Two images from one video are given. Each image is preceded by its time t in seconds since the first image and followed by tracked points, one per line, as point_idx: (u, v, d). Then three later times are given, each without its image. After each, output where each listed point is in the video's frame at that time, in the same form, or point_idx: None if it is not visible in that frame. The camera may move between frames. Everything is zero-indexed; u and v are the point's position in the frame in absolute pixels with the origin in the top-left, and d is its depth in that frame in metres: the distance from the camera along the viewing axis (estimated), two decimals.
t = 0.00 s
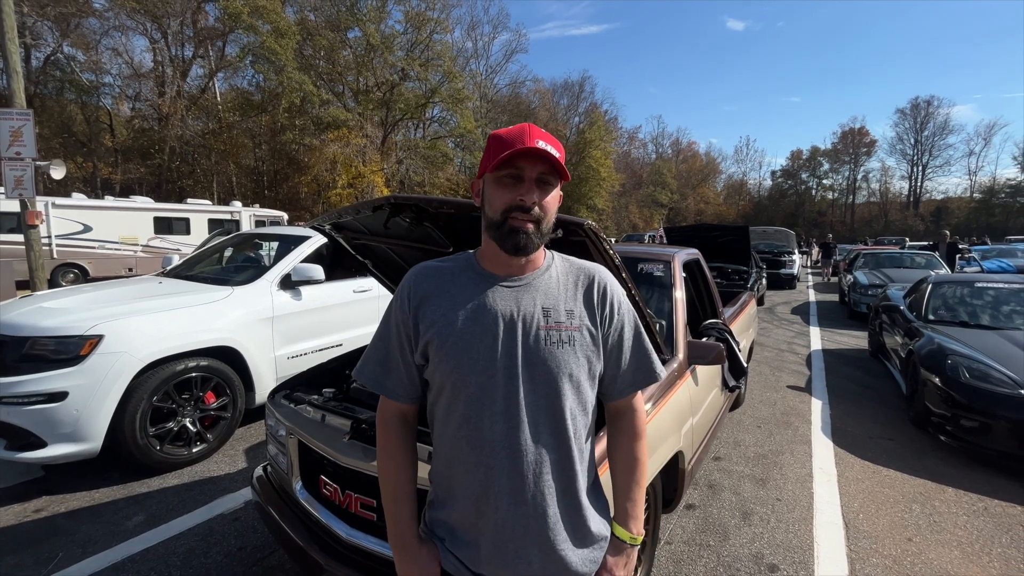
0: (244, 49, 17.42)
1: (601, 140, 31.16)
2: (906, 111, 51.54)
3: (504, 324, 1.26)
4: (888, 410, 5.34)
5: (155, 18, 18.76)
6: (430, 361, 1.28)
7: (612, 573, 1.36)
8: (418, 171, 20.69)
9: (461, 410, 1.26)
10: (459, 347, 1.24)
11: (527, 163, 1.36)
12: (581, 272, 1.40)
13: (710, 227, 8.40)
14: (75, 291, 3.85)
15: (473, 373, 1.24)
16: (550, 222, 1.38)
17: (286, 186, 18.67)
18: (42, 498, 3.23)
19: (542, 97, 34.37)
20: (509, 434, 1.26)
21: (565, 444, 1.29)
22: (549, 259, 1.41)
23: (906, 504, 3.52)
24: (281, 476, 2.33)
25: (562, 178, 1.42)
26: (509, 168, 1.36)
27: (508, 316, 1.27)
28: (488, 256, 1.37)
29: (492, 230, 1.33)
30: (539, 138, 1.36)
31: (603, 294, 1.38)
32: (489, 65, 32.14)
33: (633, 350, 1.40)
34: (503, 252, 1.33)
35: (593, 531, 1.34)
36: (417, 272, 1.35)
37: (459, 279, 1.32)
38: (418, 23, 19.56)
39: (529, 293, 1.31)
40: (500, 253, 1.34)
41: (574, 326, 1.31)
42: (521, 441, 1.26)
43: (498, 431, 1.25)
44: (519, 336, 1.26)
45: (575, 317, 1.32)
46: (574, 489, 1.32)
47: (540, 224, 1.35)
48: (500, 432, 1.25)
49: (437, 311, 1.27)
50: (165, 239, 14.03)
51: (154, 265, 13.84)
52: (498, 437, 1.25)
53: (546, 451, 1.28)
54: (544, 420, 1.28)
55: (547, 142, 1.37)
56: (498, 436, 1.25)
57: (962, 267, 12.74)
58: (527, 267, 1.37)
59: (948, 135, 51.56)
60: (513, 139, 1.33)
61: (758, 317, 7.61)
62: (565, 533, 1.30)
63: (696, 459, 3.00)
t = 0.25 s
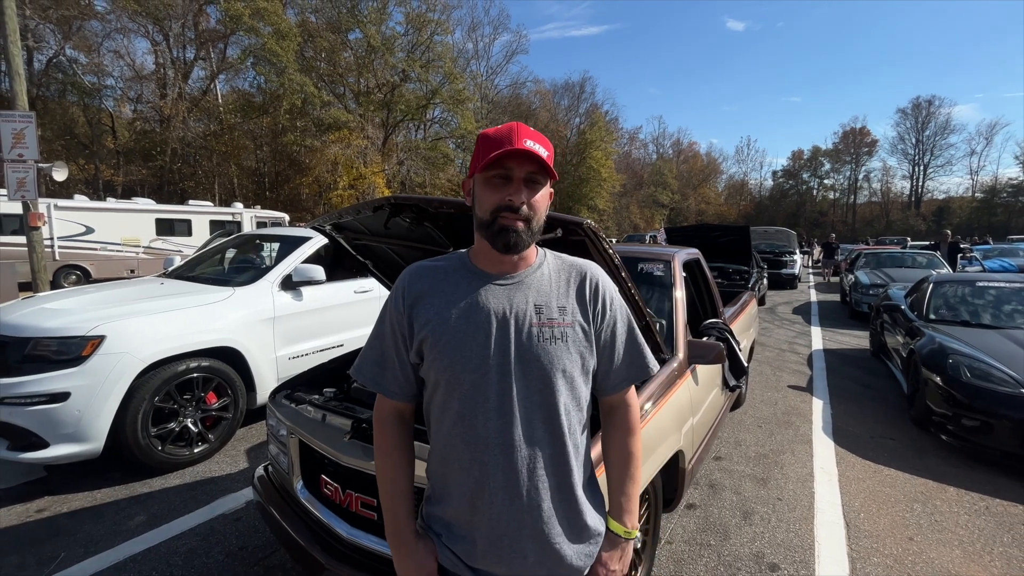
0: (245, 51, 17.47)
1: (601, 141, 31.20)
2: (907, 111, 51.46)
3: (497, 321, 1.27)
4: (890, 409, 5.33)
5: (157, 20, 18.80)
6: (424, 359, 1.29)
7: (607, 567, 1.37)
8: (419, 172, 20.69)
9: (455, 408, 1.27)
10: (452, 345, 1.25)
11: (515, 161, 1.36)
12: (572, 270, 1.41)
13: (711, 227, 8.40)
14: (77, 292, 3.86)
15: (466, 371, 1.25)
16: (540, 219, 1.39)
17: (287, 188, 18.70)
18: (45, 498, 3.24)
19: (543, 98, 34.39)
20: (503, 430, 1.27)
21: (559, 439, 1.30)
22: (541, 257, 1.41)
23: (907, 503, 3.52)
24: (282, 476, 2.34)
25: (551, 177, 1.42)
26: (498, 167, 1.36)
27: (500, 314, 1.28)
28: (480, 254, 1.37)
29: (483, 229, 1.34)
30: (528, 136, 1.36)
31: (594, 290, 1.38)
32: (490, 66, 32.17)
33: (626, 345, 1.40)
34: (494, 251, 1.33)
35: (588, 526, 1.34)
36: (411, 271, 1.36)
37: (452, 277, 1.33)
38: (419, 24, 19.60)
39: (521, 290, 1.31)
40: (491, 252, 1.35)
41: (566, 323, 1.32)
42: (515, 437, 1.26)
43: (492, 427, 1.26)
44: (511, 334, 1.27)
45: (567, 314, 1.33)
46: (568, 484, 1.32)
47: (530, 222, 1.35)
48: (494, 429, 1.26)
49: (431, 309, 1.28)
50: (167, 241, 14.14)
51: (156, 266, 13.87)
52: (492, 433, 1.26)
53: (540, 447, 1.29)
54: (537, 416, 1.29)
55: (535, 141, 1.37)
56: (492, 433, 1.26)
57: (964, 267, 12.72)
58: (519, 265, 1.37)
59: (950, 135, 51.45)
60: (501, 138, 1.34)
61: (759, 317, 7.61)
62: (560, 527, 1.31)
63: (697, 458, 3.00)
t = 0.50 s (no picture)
0: (246, 52, 17.48)
1: (602, 141, 31.24)
2: (909, 110, 51.36)
3: (493, 321, 1.28)
4: (891, 409, 5.33)
5: (158, 22, 18.81)
6: (423, 360, 1.30)
7: (605, 565, 1.37)
8: (420, 173, 20.66)
9: (453, 408, 1.27)
10: (449, 346, 1.26)
11: (511, 163, 1.37)
12: (569, 270, 1.41)
13: (712, 228, 8.40)
14: (79, 294, 3.88)
15: (464, 371, 1.26)
16: (535, 221, 1.40)
17: (288, 189, 18.74)
18: (48, 498, 3.25)
19: (544, 98, 34.39)
20: (501, 430, 1.27)
21: (557, 439, 1.30)
22: (537, 257, 1.42)
23: (909, 503, 3.51)
24: (284, 477, 2.34)
25: (546, 178, 1.43)
26: (494, 169, 1.37)
27: (497, 314, 1.29)
28: (477, 256, 1.38)
29: (480, 230, 1.35)
30: (524, 138, 1.36)
31: (591, 290, 1.39)
32: (490, 66, 32.17)
33: (623, 345, 1.41)
34: (490, 252, 1.34)
35: (586, 524, 1.35)
36: (409, 272, 1.36)
37: (449, 279, 1.33)
38: (419, 25, 19.61)
39: (518, 291, 1.32)
40: (488, 252, 1.35)
41: (563, 323, 1.32)
42: (512, 437, 1.27)
43: (490, 427, 1.27)
44: (508, 335, 1.28)
45: (564, 314, 1.33)
46: (566, 483, 1.33)
47: (526, 223, 1.36)
48: (492, 429, 1.27)
49: (429, 310, 1.29)
50: (169, 242, 14.18)
51: (158, 268, 13.91)
52: (490, 433, 1.27)
53: (538, 447, 1.30)
54: (534, 415, 1.30)
55: (530, 142, 1.38)
56: (490, 432, 1.27)
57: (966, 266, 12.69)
58: (516, 265, 1.37)
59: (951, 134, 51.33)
60: (497, 140, 1.35)
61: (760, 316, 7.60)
62: (558, 525, 1.32)
63: (698, 458, 3.00)
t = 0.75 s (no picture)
0: (249, 53, 17.52)
1: (604, 141, 31.27)
2: (911, 109, 51.17)
3: (493, 320, 1.28)
4: (894, 408, 5.31)
5: (161, 23, 18.85)
6: (424, 359, 1.30)
7: (604, 564, 1.37)
8: (422, 173, 20.58)
9: (454, 407, 1.28)
10: (450, 345, 1.26)
11: (510, 163, 1.37)
12: (569, 269, 1.41)
13: (714, 227, 8.39)
14: (83, 294, 3.90)
15: (464, 370, 1.26)
16: (534, 220, 1.40)
17: (290, 189, 18.80)
18: (52, 498, 3.27)
19: (545, 98, 34.36)
20: (501, 429, 1.28)
21: (556, 438, 1.31)
22: (537, 257, 1.42)
23: (912, 503, 3.50)
24: (286, 476, 2.35)
25: (546, 178, 1.43)
26: (493, 169, 1.38)
27: (497, 313, 1.29)
28: (476, 255, 1.38)
29: (479, 229, 1.35)
30: (523, 138, 1.37)
31: (590, 289, 1.39)
32: (492, 66, 32.14)
33: (622, 344, 1.41)
34: (490, 251, 1.34)
35: (585, 523, 1.35)
36: (410, 272, 1.37)
37: (449, 278, 1.34)
38: (421, 25, 19.62)
39: (517, 290, 1.32)
40: (488, 252, 1.35)
41: (562, 322, 1.33)
42: (512, 436, 1.28)
43: (490, 426, 1.27)
44: (508, 334, 1.28)
45: (563, 314, 1.34)
46: (565, 482, 1.33)
47: (525, 222, 1.36)
48: (492, 427, 1.27)
49: (429, 310, 1.29)
50: (172, 242, 14.24)
51: (161, 268, 13.97)
52: (491, 431, 1.28)
53: (538, 446, 1.30)
54: (534, 414, 1.30)
55: (530, 142, 1.38)
56: (490, 430, 1.27)
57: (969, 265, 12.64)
58: (515, 265, 1.38)
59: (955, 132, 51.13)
60: (496, 139, 1.35)
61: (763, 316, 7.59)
62: (557, 524, 1.32)
63: (699, 457, 3.00)
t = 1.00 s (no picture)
0: (251, 54, 17.57)
1: (606, 141, 31.28)
2: (915, 108, 51.00)
3: (493, 320, 1.29)
4: (897, 408, 5.30)
5: (164, 25, 18.91)
6: (425, 359, 1.31)
7: (604, 563, 1.38)
8: (424, 174, 20.55)
9: (455, 406, 1.29)
10: (451, 345, 1.27)
11: (510, 163, 1.38)
12: (568, 269, 1.42)
13: (716, 227, 8.38)
14: (87, 294, 3.92)
15: (465, 369, 1.27)
16: (534, 221, 1.40)
17: (293, 189, 18.91)
18: (56, 497, 3.29)
19: (547, 98, 34.34)
20: (502, 428, 1.29)
21: (556, 437, 1.32)
22: (537, 257, 1.43)
23: (914, 502, 3.50)
24: (289, 476, 2.35)
25: (546, 178, 1.44)
26: (493, 170, 1.38)
27: (497, 313, 1.30)
28: (476, 255, 1.39)
29: (479, 230, 1.36)
30: (523, 139, 1.38)
31: (590, 289, 1.40)
32: (494, 66, 32.14)
33: (622, 343, 1.42)
34: (489, 252, 1.35)
35: (585, 522, 1.36)
36: (411, 272, 1.37)
37: (450, 278, 1.35)
38: (423, 25, 19.64)
39: (517, 290, 1.33)
40: (488, 253, 1.36)
41: (562, 321, 1.33)
42: (512, 435, 1.28)
43: (490, 425, 1.28)
44: (508, 333, 1.29)
45: (563, 313, 1.34)
46: (566, 481, 1.34)
47: (524, 223, 1.37)
48: (492, 427, 1.28)
49: (431, 310, 1.30)
50: (175, 243, 14.30)
51: (164, 268, 14.04)
52: (491, 431, 1.28)
53: (538, 444, 1.31)
54: (534, 413, 1.31)
55: (529, 143, 1.39)
56: (490, 430, 1.28)
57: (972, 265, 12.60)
58: (515, 265, 1.38)
59: (958, 132, 50.90)
60: (496, 141, 1.36)
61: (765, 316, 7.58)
62: (557, 523, 1.33)
63: (700, 457, 3.00)
